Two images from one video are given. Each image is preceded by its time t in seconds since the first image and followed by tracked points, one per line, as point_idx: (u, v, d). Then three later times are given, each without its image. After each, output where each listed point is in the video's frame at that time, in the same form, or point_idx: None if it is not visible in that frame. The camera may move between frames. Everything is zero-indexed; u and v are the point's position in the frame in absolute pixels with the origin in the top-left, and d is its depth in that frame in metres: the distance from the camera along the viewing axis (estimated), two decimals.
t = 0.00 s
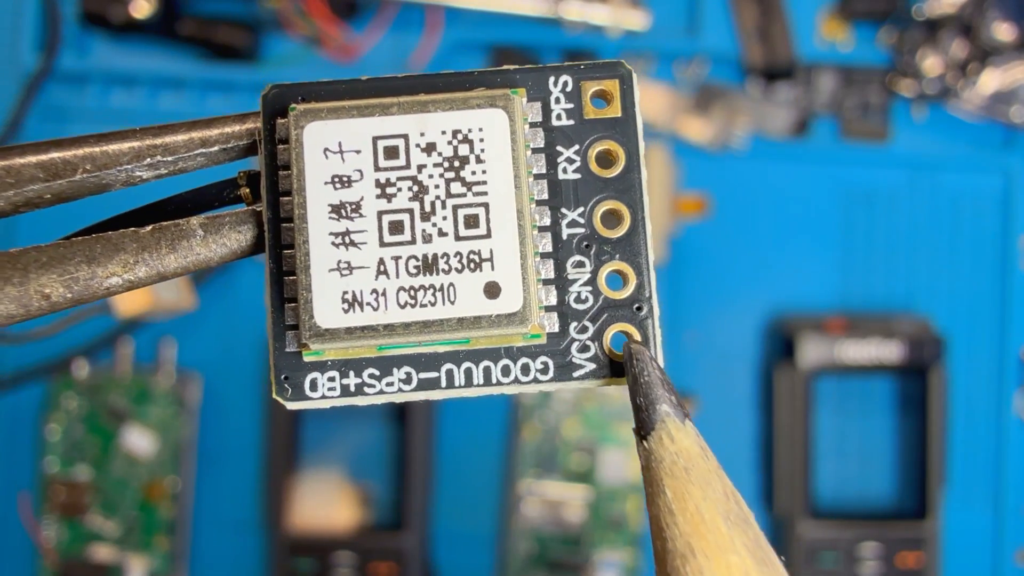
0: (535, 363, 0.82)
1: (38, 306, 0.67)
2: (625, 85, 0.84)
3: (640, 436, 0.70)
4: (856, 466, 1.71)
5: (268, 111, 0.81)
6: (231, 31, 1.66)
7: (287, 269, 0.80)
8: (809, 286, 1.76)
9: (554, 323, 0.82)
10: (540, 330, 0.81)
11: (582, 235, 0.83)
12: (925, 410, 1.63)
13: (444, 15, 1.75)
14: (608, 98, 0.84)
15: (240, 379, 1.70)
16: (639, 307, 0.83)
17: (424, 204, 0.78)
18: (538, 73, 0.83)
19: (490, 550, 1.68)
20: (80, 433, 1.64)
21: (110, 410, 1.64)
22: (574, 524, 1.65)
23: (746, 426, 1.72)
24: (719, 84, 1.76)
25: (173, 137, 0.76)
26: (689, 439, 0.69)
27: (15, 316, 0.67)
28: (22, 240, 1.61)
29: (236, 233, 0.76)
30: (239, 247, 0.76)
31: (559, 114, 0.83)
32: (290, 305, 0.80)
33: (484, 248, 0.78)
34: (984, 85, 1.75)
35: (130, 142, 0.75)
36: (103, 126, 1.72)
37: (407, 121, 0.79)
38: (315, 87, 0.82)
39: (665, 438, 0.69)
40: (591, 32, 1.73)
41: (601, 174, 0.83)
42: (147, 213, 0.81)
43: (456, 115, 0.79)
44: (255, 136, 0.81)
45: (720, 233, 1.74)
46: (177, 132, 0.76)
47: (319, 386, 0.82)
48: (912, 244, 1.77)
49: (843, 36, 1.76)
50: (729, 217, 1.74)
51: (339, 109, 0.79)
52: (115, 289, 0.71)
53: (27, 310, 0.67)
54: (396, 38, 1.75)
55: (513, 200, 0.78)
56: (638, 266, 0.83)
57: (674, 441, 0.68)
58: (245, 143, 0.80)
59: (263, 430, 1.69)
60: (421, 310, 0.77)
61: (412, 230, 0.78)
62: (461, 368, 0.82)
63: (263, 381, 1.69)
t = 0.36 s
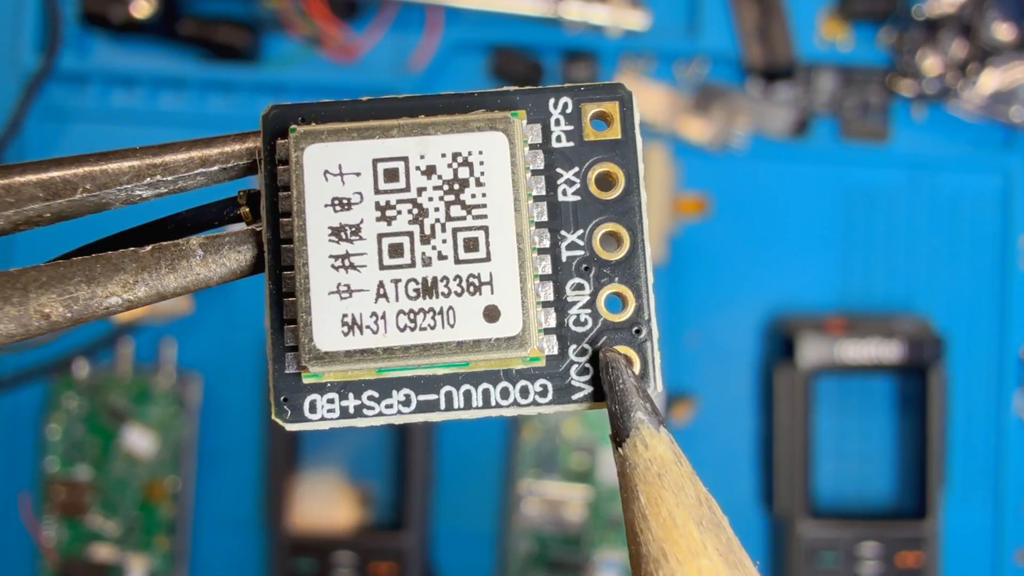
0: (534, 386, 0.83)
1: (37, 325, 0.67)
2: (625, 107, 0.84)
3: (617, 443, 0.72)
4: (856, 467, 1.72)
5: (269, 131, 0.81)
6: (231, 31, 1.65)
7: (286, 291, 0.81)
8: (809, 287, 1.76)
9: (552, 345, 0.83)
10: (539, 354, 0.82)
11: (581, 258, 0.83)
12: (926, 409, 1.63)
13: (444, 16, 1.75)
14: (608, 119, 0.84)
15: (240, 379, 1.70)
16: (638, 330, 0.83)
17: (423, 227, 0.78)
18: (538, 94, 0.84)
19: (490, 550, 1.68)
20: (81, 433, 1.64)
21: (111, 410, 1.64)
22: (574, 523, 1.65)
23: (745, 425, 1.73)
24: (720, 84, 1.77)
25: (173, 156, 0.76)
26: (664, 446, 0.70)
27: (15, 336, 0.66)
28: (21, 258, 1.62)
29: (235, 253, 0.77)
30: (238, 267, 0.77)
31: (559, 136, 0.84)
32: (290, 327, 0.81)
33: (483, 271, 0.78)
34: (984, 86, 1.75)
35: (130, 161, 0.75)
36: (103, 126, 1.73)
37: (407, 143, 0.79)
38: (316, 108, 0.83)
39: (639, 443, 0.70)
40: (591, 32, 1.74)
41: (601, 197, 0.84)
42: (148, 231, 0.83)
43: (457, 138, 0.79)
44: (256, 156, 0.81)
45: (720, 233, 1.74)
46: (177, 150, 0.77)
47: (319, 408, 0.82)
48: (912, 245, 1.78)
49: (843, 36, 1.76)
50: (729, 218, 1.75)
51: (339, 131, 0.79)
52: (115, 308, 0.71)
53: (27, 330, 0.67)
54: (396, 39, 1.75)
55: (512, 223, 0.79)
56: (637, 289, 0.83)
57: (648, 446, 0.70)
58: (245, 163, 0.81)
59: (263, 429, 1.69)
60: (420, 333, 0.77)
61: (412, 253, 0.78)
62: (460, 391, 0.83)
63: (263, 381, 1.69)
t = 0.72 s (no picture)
0: (554, 405, 0.83)
1: (59, 340, 0.67)
2: (647, 127, 0.84)
3: (655, 410, 0.73)
4: (857, 467, 1.72)
5: (292, 148, 0.82)
6: (230, 32, 1.65)
7: (309, 308, 0.81)
8: (810, 287, 1.76)
9: (574, 364, 0.83)
10: (560, 372, 0.81)
11: (603, 277, 0.84)
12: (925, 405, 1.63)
13: (444, 15, 1.75)
14: (630, 138, 0.84)
15: (240, 379, 1.70)
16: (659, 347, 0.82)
17: (447, 247, 0.79)
18: (561, 114, 0.84)
19: (490, 549, 1.69)
20: (81, 433, 1.64)
21: (111, 410, 1.64)
22: (574, 523, 1.65)
23: (745, 425, 1.73)
24: (719, 84, 1.77)
25: (195, 172, 0.76)
26: (703, 411, 0.70)
27: (36, 351, 0.66)
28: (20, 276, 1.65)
29: (257, 269, 0.77)
30: (260, 284, 0.78)
31: (581, 155, 0.84)
32: (312, 344, 0.81)
33: (506, 291, 0.78)
34: (984, 86, 1.75)
35: (153, 177, 0.75)
36: (103, 126, 1.73)
37: (431, 163, 0.79)
38: (338, 125, 0.83)
39: (677, 409, 0.71)
40: (591, 32, 1.74)
41: (622, 216, 0.84)
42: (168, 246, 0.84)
43: (481, 158, 0.79)
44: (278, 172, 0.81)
45: (720, 232, 1.74)
46: (199, 166, 0.77)
47: (340, 426, 0.83)
48: (912, 245, 1.78)
49: (843, 36, 1.76)
50: (729, 217, 1.75)
51: (363, 150, 0.80)
52: (136, 324, 0.71)
53: (49, 345, 0.66)
54: (396, 39, 1.75)
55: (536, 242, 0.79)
56: (658, 308, 0.83)
57: (685, 412, 0.70)
58: (267, 179, 0.81)
59: (263, 428, 1.69)
60: (442, 353, 0.77)
61: (434, 272, 0.78)
62: (480, 409, 0.83)
63: (263, 380, 1.70)
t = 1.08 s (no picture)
0: (548, 411, 0.83)
1: (53, 343, 0.67)
2: (643, 132, 0.84)
3: (670, 386, 0.72)
4: (856, 467, 1.72)
5: (287, 151, 0.82)
6: (230, 32, 1.65)
7: (303, 313, 0.81)
8: (809, 287, 1.76)
9: (568, 370, 0.83)
10: (555, 380, 0.81)
11: (598, 283, 0.84)
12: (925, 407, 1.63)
13: (444, 16, 1.75)
14: (626, 143, 0.85)
15: (240, 379, 1.71)
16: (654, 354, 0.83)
17: (441, 252, 0.79)
18: (557, 118, 0.84)
19: (490, 550, 1.69)
20: (81, 433, 1.64)
21: (111, 410, 1.64)
22: (574, 523, 1.65)
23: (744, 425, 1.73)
24: (719, 84, 1.77)
25: (190, 176, 0.76)
26: (719, 386, 0.70)
27: (31, 353, 0.66)
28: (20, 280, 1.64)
29: (252, 273, 0.77)
30: (255, 287, 0.77)
31: (576, 160, 0.84)
32: (306, 349, 0.81)
33: (500, 297, 0.78)
34: (983, 86, 1.75)
35: (148, 180, 0.75)
36: (103, 127, 1.73)
37: (426, 168, 0.79)
38: (333, 129, 0.84)
39: (694, 385, 0.70)
40: (591, 32, 1.74)
41: (618, 222, 0.84)
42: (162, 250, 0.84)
43: (476, 163, 0.80)
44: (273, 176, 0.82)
45: (719, 232, 1.74)
46: (194, 170, 0.77)
47: (334, 431, 0.83)
48: (912, 245, 1.78)
49: (843, 36, 1.76)
50: (729, 217, 1.75)
51: (358, 154, 0.80)
52: (131, 328, 0.71)
53: (43, 348, 0.66)
54: (396, 39, 1.76)
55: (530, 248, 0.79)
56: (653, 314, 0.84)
57: (704, 388, 0.70)
58: (262, 183, 0.81)
59: (263, 428, 1.69)
60: (436, 359, 0.78)
61: (428, 278, 0.78)
62: (475, 415, 0.83)
63: (263, 380, 1.70)
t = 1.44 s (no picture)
0: (550, 416, 0.83)
1: (57, 346, 0.67)
2: (644, 138, 0.84)
3: (656, 329, 0.73)
4: (856, 467, 1.72)
5: (290, 156, 0.82)
6: (230, 32, 1.65)
7: (306, 317, 0.81)
8: (809, 288, 1.76)
9: (569, 375, 0.83)
10: (556, 385, 0.81)
11: (599, 289, 0.83)
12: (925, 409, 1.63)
13: (444, 16, 1.75)
14: (627, 150, 0.85)
15: (240, 380, 1.71)
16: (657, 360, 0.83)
17: (443, 258, 0.79)
18: (559, 125, 0.84)
19: (490, 550, 1.69)
20: (81, 433, 1.64)
21: (111, 411, 1.64)
22: (574, 523, 1.65)
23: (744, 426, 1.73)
24: (719, 85, 1.76)
25: (194, 180, 0.76)
26: (704, 329, 0.71)
27: (34, 356, 0.67)
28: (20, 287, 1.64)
29: (254, 277, 0.77)
30: (257, 291, 0.77)
31: (578, 167, 0.84)
32: (310, 353, 0.81)
33: (502, 302, 0.78)
34: (984, 86, 1.75)
35: (152, 184, 0.75)
36: (103, 127, 1.73)
37: (429, 174, 0.79)
38: (337, 135, 0.84)
39: (680, 325, 0.71)
40: (591, 32, 1.74)
41: (621, 228, 0.84)
42: (165, 254, 0.83)
43: (478, 170, 0.79)
44: (277, 181, 0.81)
45: (719, 232, 1.74)
46: (198, 174, 0.76)
47: (336, 435, 0.83)
48: (912, 246, 1.78)
49: (843, 36, 1.76)
50: (729, 217, 1.75)
51: (361, 160, 0.80)
52: (134, 331, 0.71)
53: (47, 351, 0.67)
54: (396, 39, 1.75)
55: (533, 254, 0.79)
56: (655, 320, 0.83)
57: (688, 328, 0.71)
58: (265, 187, 0.81)
59: (263, 428, 1.69)
60: (438, 364, 0.78)
61: (431, 284, 0.78)
62: (476, 419, 0.83)
63: (262, 380, 1.70)
